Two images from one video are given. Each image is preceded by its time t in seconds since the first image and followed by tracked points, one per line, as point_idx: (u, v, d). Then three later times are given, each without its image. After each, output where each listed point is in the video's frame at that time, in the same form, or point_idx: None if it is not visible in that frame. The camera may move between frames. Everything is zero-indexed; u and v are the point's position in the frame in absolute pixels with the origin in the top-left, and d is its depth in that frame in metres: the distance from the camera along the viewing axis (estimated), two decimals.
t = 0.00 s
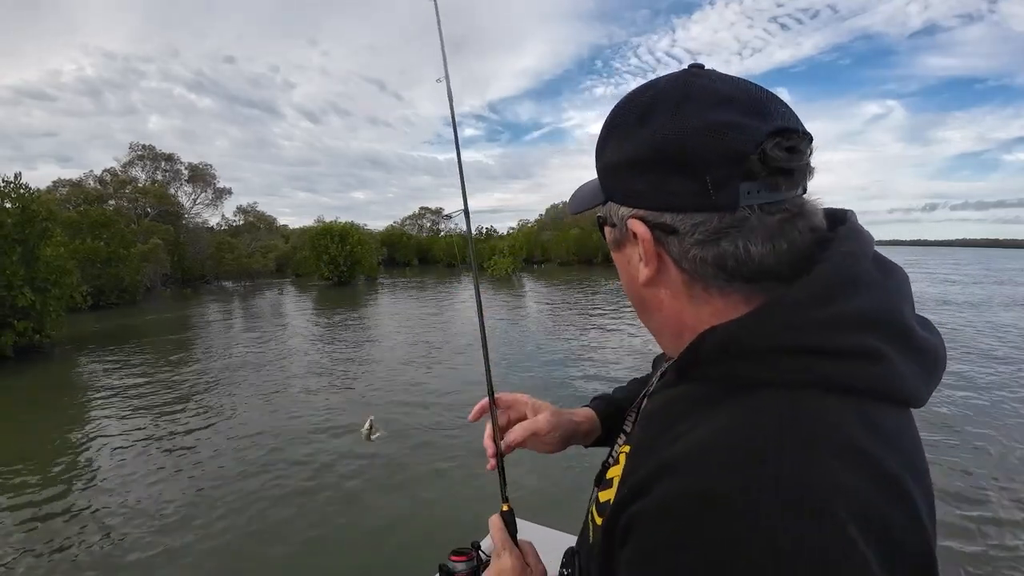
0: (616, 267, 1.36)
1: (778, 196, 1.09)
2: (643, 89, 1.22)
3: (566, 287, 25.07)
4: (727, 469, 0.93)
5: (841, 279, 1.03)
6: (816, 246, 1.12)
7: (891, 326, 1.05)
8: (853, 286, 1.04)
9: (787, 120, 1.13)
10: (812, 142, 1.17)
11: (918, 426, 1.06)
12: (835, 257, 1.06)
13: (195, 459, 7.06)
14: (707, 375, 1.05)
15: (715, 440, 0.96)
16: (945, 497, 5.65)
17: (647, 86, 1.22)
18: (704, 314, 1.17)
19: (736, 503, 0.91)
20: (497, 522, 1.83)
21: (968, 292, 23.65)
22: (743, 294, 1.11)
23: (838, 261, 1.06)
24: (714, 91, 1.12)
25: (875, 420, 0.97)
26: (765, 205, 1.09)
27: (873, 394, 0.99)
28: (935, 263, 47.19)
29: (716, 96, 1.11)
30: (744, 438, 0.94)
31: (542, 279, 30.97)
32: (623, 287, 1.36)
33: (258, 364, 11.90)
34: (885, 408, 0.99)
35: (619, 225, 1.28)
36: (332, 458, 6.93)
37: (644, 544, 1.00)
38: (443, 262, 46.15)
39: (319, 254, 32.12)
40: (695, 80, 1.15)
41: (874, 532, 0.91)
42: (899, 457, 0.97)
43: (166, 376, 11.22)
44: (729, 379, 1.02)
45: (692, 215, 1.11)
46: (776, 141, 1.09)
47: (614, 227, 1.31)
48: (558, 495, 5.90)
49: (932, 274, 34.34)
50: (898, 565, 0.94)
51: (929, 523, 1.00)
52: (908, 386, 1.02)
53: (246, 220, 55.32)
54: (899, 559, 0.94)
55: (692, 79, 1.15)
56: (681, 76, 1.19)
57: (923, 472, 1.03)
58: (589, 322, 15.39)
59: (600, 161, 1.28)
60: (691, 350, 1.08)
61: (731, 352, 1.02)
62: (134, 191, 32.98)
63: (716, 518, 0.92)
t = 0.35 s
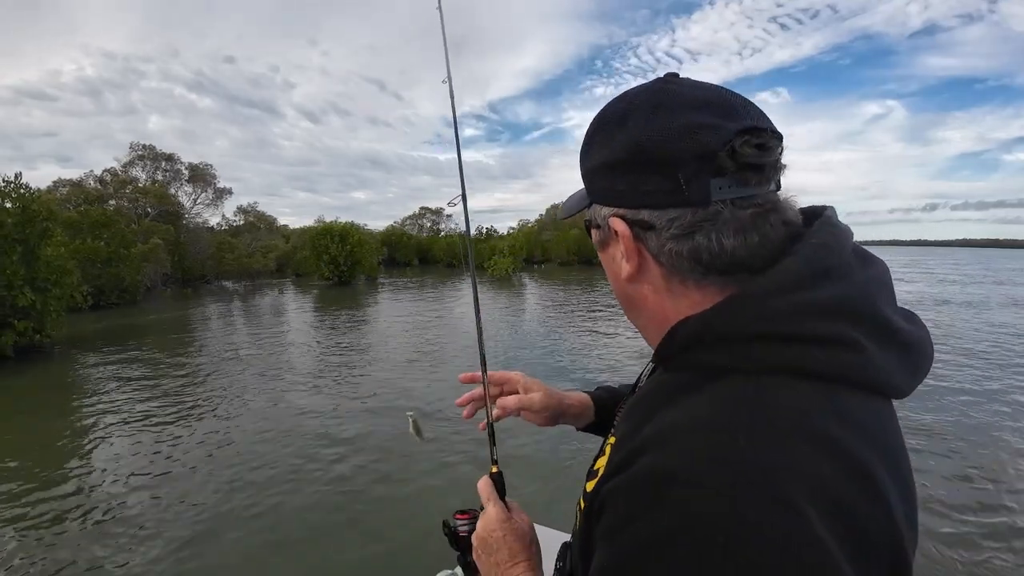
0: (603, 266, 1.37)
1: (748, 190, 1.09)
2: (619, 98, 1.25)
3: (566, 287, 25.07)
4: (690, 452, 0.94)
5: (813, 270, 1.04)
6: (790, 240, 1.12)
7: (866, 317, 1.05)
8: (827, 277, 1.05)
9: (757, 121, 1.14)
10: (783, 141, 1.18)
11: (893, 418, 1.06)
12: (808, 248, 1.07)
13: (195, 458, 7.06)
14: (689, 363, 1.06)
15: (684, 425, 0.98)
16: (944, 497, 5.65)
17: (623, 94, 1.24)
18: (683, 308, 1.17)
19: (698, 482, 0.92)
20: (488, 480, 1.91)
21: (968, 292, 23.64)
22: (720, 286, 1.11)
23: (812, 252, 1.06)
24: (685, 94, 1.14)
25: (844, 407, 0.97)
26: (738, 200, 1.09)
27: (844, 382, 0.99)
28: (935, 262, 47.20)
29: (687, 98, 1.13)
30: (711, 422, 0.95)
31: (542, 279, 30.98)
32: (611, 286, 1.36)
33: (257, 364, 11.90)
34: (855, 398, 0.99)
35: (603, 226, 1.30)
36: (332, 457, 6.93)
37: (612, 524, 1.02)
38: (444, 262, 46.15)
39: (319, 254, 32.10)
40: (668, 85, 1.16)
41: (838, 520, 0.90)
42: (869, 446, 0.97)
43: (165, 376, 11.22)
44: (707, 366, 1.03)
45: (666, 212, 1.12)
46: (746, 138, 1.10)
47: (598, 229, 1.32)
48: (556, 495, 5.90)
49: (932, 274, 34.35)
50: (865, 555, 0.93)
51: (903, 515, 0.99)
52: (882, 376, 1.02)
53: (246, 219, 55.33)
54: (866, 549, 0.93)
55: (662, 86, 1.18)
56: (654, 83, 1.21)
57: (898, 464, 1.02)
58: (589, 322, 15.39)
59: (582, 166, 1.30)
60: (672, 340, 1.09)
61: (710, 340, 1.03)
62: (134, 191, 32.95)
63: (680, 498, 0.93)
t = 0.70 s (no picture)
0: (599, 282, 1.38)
1: (728, 189, 1.10)
2: (591, 121, 1.28)
3: (566, 287, 25.07)
4: (686, 446, 0.96)
5: (804, 265, 1.04)
6: (777, 236, 1.12)
7: (863, 310, 1.04)
8: (818, 270, 1.05)
9: (724, 123, 1.16)
10: (753, 138, 1.19)
11: (894, 414, 1.05)
12: (797, 243, 1.07)
13: (197, 459, 7.06)
14: (686, 361, 1.07)
15: (681, 420, 0.99)
16: (944, 498, 5.65)
17: (594, 117, 1.27)
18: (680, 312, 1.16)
19: (693, 475, 0.93)
20: (480, 444, 1.91)
21: (968, 292, 23.65)
22: (712, 287, 1.11)
23: (802, 248, 1.06)
24: (651, 106, 1.16)
25: (842, 404, 0.96)
26: (719, 200, 1.10)
27: (841, 376, 0.99)
28: (935, 262, 47.22)
29: (654, 110, 1.15)
30: (707, 417, 0.96)
31: (541, 279, 31.01)
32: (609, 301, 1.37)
33: (257, 364, 11.91)
34: (854, 393, 0.99)
35: (592, 244, 1.31)
36: (332, 457, 6.93)
37: (610, 513, 1.04)
38: (444, 262, 46.17)
39: (319, 254, 32.10)
40: (634, 102, 1.19)
41: (834, 516, 0.90)
42: (867, 443, 0.96)
43: (165, 376, 11.22)
44: (703, 364, 1.04)
45: (649, 220, 1.13)
46: (716, 140, 1.11)
47: (588, 248, 1.33)
48: (557, 496, 5.89)
49: (932, 274, 34.36)
50: (862, 551, 0.93)
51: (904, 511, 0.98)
52: (881, 371, 1.01)
53: (247, 220, 55.35)
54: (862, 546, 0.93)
55: (629, 103, 1.20)
56: (621, 102, 1.24)
57: (900, 460, 1.01)
58: (588, 322, 15.40)
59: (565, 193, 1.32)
60: (666, 342, 1.10)
61: (703, 337, 1.04)
62: (134, 191, 32.93)
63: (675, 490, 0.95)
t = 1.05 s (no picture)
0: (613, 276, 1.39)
1: (744, 191, 1.09)
2: (613, 120, 1.28)
3: (567, 287, 25.06)
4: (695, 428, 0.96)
5: (813, 256, 1.04)
6: (791, 234, 1.12)
7: (874, 299, 1.04)
8: (828, 260, 1.05)
9: (745, 126, 1.14)
10: (775, 143, 1.17)
11: (908, 401, 1.03)
12: (808, 236, 1.07)
13: (199, 459, 7.05)
14: (699, 350, 1.07)
15: (690, 407, 1.00)
16: (946, 499, 5.63)
17: (616, 117, 1.27)
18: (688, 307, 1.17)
19: (701, 455, 0.94)
20: (484, 444, 1.89)
21: (970, 292, 23.61)
22: (723, 283, 1.11)
23: (811, 240, 1.06)
24: (672, 108, 1.15)
25: (853, 386, 0.96)
26: (734, 201, 1.09)
27: (851, 362, 0.98)
28: (936, 262, 47.11)
29: (673, 112, 1.14)
30: (716, 399, 0.97)
31: (542, 279, 31.00)
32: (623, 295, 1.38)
33: (258, 364, 11.91)
34: (867, 377, 0.98)
35: (609, 238, 1.32)
36: (333, 458, 6.93)
37: (620, 496, 1.05)
38: (444, 262, 46.14)
39: (320, 253, 32.10)
40: (656, 102, 1.18)
41: (844, 499, 0.90)
42: (880, 426, 0.95)
43: (166, 376, 11.22)
44: (717, 350, 1.04)
45: (664, 218, 1.14)
46: (735, 143, 1.09)
47: (605, 242, 1.34)
48: (558, 496, 5.88)
49: (933, 274, 34.29)
50: (875, 536, 0.92)
51: (917, 503, 0.96)
52: (892, 357, 1.00)
53: (248, 220, 55.42)
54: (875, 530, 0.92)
55: (651, 103, 1.19)
56: (643, 103, 1.23)
57: (913, 450, 1.00)
58: (590, 322, 15.39)
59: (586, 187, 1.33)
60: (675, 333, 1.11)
61: (716, 325, 1.05)
62: (135, 191, 32.93)
63: (683, 469, 0.95)
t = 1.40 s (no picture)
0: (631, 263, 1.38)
1: (774, 189, 1.09)
2: (648, 107, 1.27)
3: (567, 287, 25.09)
4: (710, 413, 0.95)
5: (835, 255, 1.04)
6: (814, 236, 1.12)
7: (890, 303, 1.04)
8: (851, 264, 1.05)
9: (779, 126, 1.15)
10: (806, 148, 1.18)
11: (917, 405, 1.04)
12: (833, 237, 1.07)
13: (201, 459, 7.05)
14: (717, 337, 1.05)
15: (704, 391, 0.99)
16: (947, 499, 5.61)
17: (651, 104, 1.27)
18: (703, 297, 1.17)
19: (716, 439, 0.93)
20: (475, 458, 1.89)
21: (969, 292, 23.64)
22: (743, 276, 1.11)
23: (834, 242, 1.06)
24: (710, 102, 1.15)
25: (865, 381, 0.96)
26: (763, 198, 1.09)
27: (865, 359, 0.98)
28: (936, 262, 47.13)
29: (710, 105, 1.15)
30: (731, 385, 0.96)
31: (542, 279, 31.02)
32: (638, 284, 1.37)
33: (259, 364, 11.91)
34: (879, 371, 0.99)
35: (632, 224, 1.31)
36: (335, 457, 6.93)
37: (629, 481, 1.05)
38: (444, 262, 46.16)
39: (320, 253, 32.12)
40: (694, 94, 1.18)
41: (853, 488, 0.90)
42: (890, 419, 0.96)
43: (168, 376, 11.21)
44: (735, 340, 1.02)
45: (692, 208, 1.13)
46: (769, 142, 1.10)
47: (627, 228, 1.33)
48: (561, 495, 5.89)
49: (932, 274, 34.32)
50: (878, 529, 0.93)
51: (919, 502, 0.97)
52: (906, 357, 1.01)
53: (248, 220, 55.43)
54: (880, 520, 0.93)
55: (690, 94, 1.19)
56: (681, 93, 1.23)
57: (917, 450, 1.01)
58: (590, 322, 15.40)
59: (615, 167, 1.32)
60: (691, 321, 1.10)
61: (734, 315, 1.03)
62: (135, 191, 32.93)
63: (695, 454, 0.95)
